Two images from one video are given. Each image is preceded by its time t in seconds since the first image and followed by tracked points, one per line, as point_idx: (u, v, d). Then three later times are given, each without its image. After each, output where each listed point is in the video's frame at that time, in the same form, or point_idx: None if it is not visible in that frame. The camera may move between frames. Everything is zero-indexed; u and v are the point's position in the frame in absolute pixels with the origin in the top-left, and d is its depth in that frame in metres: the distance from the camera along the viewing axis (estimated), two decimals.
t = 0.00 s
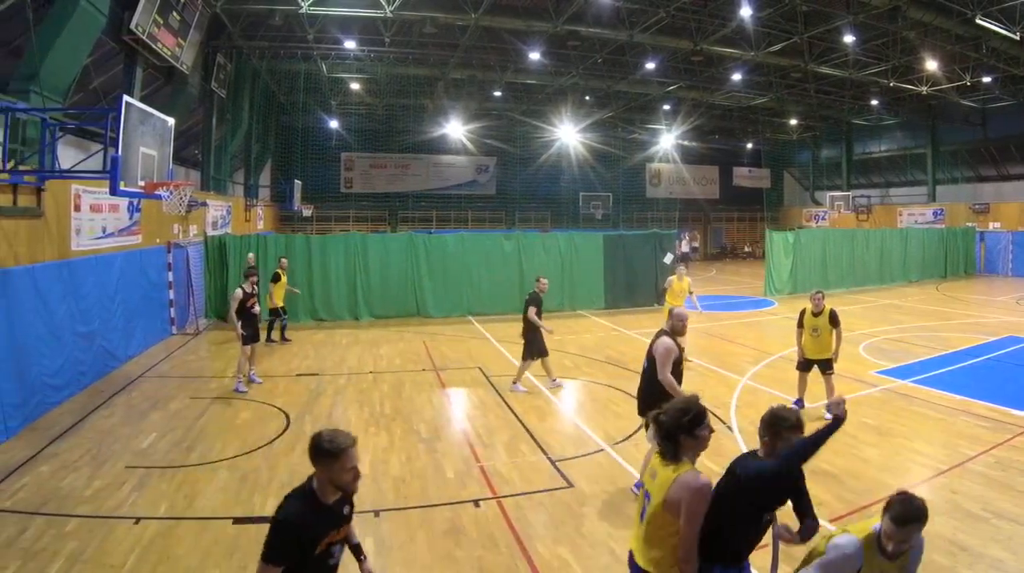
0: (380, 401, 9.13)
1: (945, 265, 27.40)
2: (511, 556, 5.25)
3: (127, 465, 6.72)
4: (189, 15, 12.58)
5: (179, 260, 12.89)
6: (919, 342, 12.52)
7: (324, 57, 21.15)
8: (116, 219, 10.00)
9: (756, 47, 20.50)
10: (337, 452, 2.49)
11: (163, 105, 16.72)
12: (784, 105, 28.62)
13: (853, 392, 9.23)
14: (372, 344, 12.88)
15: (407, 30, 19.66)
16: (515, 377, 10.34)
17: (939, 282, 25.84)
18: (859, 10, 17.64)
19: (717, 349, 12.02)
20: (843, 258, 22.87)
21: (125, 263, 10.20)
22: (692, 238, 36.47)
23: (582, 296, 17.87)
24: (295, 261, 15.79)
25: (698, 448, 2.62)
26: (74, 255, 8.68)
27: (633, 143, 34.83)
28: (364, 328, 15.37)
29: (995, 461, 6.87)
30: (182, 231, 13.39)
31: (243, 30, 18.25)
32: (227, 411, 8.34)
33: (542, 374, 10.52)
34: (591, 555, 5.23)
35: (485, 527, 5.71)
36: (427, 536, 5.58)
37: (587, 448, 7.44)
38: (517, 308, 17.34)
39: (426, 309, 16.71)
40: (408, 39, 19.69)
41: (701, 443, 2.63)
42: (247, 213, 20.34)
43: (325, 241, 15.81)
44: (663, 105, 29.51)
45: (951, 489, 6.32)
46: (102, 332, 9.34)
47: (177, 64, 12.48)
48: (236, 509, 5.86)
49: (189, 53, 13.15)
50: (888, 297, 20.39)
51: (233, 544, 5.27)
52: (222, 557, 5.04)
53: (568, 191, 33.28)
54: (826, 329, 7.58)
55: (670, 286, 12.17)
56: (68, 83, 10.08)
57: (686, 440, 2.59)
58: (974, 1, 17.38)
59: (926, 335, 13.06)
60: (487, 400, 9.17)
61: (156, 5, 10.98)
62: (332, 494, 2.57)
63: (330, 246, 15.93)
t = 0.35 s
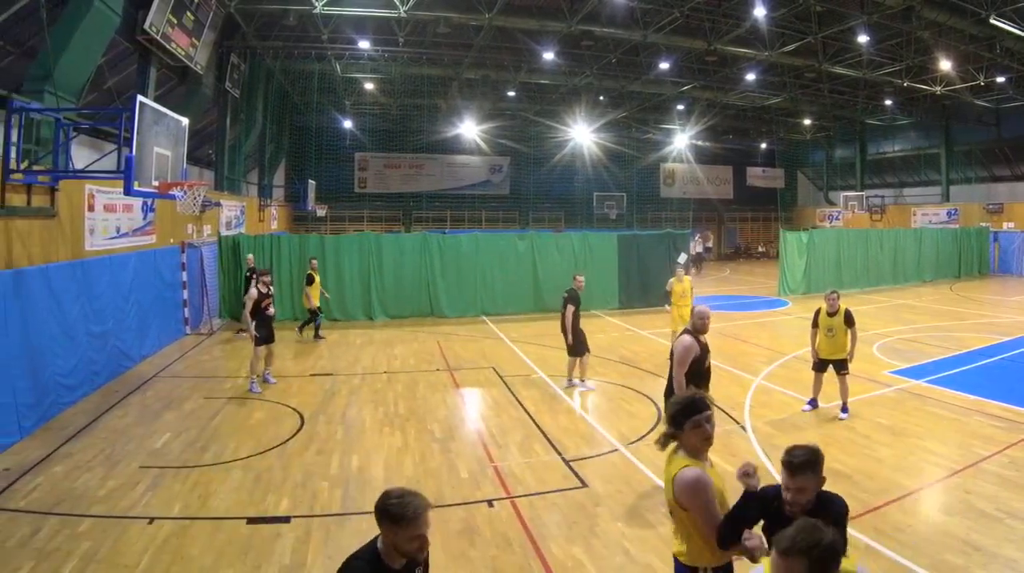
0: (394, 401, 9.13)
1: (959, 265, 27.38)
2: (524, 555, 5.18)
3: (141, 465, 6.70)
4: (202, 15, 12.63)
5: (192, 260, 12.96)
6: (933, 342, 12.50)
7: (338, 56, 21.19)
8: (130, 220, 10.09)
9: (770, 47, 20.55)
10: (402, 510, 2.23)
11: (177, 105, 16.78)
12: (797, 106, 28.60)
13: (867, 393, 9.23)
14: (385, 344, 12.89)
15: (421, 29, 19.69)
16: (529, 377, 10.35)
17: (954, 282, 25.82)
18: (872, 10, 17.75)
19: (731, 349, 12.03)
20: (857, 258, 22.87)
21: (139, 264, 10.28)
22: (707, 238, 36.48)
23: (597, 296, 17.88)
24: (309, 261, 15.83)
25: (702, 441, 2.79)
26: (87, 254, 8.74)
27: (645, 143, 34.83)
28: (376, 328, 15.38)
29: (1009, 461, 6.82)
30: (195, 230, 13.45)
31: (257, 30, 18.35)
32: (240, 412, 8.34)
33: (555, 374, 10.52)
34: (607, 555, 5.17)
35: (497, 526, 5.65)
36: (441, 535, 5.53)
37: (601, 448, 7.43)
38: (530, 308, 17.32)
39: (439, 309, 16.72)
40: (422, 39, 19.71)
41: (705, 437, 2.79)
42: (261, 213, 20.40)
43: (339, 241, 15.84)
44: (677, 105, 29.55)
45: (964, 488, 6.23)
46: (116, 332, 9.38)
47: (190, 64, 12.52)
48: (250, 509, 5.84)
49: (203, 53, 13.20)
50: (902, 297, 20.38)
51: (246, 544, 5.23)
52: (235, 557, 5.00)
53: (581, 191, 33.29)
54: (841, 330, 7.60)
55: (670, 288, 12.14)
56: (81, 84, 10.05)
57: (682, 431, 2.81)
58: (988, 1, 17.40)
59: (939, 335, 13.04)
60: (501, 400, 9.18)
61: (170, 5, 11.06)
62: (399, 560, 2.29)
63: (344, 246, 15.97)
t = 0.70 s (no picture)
0: (399, 401, 9.13)
1: (965, 265, 27.35)
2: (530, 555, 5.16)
3: (147, 465, 6.71)
4: (207, 15, 12.65)
5: (197, 259, 12.99)
6: (939, 342, 12.49)
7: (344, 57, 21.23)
8: (136, 220, 10.10)
9: (775, 47, 20.56)
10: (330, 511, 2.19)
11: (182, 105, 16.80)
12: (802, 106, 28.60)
13: (873, 393, 9.23)
14: (391, 344, 12.89)
15: (426, 30, 19.73)
16: (534, 377, 10.36)
17: (960, 282, 25.80)
18: (878, 10, 17.77)
19: (737, 350, 12.04)
20: (862, 258, 22.87)
21: (144, 264, 10.30)
22: (710, 238, 36.49)
23: (603, 297, 17.89)
24: (315, 261, 15.84)
25: (679, 434, 3.02)
26: (93, 254, 8.74)
27: (651, 143, 34.79)
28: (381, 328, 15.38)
29: (1015, 462, 6.81)
30: (201, 230, 13.44)
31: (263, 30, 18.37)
32: (245, 412, 8.34)
33: (561, 374, 10.52)
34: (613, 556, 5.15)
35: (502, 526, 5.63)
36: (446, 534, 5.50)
37: (607, 448, 7.43)
38: (535, 308, 17.32)
39: (444, 309, 16.73)
40: (428, 38, 19.71)
41: (679, 429, 2.98)
42: (267, 213, 20.43)
43: (344, 241, 15.86)
44: (682, 105, 29.55)
45: (970, 488, 6.21)
46: (121, 332, 9.40)
47: (196, 64, 12.53)
48: (255, 509, 5.84)
49: (208, 53, 13.21)
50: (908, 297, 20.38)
51: (251, 544, 5.22)
52: (240, 557, 4.99)
53: (586, 191, 33.30)
54: (846, 330, 7.61)
55: (668, 288, 12.11)
56: (87, 84, 10.08)
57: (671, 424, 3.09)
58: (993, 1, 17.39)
59: (945, 335, 13.03)
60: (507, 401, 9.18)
61: (176, 5, 11.08)
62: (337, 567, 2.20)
63: (349, 246, 15.98)
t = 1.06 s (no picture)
0: (399, 401, 9.14)
1: (965, 265, 27.36)
2: (529, 555, 5.14)
3: (147, 465, 6.70)
4: (207, 15, 12.65)
5: (196, 259, 13.00)
6: (939, 341, 12.50)
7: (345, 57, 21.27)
8: (135, 220, 10.10)
9: (774, 47, 20.57)
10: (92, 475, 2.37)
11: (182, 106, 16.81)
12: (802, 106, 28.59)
13: (873, 392, 9.23)
14: (391, 344, 12.89)
15: (427, 30, 19.76)
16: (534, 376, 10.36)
17: (960, 282, 25.81)
18: (878, 11, 17.79)
19: (737, 349, 12.04)
20: (862, 258, 22.87)
21: (144, 264, 10.29)
22: (710, 238, 36.47)
23: (603, 296, 17.91)
24: (315, 260, 15.87)
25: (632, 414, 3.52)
26: (93, 254, 8.74)
27: (652, 143, 34.80)
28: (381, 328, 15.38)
29: (1014, 461, 6.81)
30: (201, 230, 13.45)
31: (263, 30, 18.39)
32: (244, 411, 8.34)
33: (561, 374, 10.53)
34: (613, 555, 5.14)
35: (501, 525, 5.61)
36: (446, 534, 5.48)
37: (606, 448, 7.42)
38: (536, 307, 17.31)
39: (445, 309, 16.73)
40: (428, 38, 19.74)
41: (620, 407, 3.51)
42: (267, 214, 20.45)
43: (345, 241, 15.88)
44: (682, 105, 29.57)
45: (969, 488, 6.21)
46: (121, 332, 9.40)
47: (196, 64, 12.53)
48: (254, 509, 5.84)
49: (208, 53, 13.21)
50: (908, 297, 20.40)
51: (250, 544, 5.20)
52: (239, 557, 4.98)
53: (586, 191, 33.28)
54: (845, 327, 7.61)
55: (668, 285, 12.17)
56: (86, 84, 10.08)
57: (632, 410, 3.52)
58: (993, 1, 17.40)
59: (945, 335, 13.03)
60: (507, 400, 9.19)
61: (176, 5, 11.08)
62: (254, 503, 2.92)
63: (350, 246, 15.98)
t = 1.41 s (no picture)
0: (399, 401, 9.14)
1: (964, 265, 27.36)
2: (529, 555, 5.14)
3: (146, 465, 6.70)
4: (207, 16, 12.64)
5: (196, 259, 13.00)
6: (939, 342, 12.50)
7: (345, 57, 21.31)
8: (136, 220, 10.10)
9: (775, 47, 20.60)
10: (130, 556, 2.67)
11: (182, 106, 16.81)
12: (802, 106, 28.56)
13: (874, 392, 9.23)
14: (390, 344, 12.90)
15: (427, 30, 19.82)
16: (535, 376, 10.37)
17: (960, 282, 25.83)
18: (879, 11, 17.84)
19: (737, 350, 12.04)
20: (862, 257, 22.88)
21: (144, 264, 10.30)
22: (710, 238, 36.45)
23: (602, 297, 17.92)
24: (315, 259, 15.87)
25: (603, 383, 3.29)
26: (92, 254, 8.74)
27: (652, 143, 34.80)
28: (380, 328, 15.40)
29: (1014, 461, 6.81)
30: (201, 231, 13.46)
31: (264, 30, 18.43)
32: (245, 412, 8.35)
33: (560, 374, 10.53)
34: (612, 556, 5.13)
35: (501, 525, 5.61)
36: (447, 534, 5.47)
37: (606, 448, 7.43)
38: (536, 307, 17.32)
39: (445, 309, 16.74)
40: (428, 38, 19.80)
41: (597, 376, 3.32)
42: (267, 214, 20.45)
43: (344, 241, 15.89)
44: (682, 105, 29.56)
45: (970, 488, 6.21)
46: (122, 333, 9.41)
47: (196, 65, 12.53)
48: (254, 509, 5.84)
49: (208, 53, 13.21)
50: (908, 297, 20.39)
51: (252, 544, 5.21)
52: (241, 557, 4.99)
53: (586, 191, 33.28)
54: (835, 327, 7.63)
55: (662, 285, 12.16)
56: (86, 84, 10.08)
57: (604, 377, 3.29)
58: (993, 1, 17.39)
59: (945, 335, 13.04)
60: (507, 400, 9.19)
61: (176, 5, 11.09)
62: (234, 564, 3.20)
63: (350, 245, 15.98)
